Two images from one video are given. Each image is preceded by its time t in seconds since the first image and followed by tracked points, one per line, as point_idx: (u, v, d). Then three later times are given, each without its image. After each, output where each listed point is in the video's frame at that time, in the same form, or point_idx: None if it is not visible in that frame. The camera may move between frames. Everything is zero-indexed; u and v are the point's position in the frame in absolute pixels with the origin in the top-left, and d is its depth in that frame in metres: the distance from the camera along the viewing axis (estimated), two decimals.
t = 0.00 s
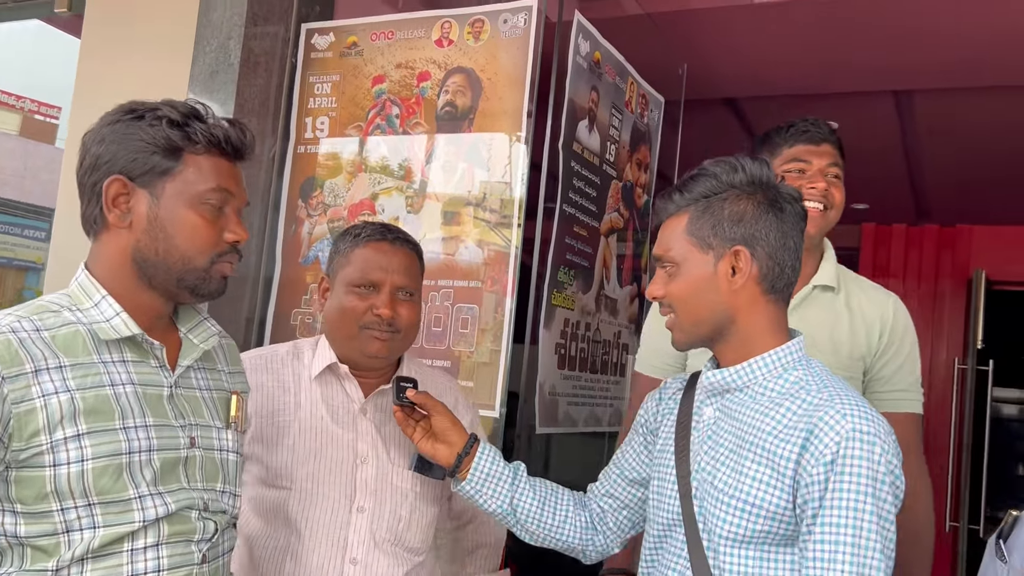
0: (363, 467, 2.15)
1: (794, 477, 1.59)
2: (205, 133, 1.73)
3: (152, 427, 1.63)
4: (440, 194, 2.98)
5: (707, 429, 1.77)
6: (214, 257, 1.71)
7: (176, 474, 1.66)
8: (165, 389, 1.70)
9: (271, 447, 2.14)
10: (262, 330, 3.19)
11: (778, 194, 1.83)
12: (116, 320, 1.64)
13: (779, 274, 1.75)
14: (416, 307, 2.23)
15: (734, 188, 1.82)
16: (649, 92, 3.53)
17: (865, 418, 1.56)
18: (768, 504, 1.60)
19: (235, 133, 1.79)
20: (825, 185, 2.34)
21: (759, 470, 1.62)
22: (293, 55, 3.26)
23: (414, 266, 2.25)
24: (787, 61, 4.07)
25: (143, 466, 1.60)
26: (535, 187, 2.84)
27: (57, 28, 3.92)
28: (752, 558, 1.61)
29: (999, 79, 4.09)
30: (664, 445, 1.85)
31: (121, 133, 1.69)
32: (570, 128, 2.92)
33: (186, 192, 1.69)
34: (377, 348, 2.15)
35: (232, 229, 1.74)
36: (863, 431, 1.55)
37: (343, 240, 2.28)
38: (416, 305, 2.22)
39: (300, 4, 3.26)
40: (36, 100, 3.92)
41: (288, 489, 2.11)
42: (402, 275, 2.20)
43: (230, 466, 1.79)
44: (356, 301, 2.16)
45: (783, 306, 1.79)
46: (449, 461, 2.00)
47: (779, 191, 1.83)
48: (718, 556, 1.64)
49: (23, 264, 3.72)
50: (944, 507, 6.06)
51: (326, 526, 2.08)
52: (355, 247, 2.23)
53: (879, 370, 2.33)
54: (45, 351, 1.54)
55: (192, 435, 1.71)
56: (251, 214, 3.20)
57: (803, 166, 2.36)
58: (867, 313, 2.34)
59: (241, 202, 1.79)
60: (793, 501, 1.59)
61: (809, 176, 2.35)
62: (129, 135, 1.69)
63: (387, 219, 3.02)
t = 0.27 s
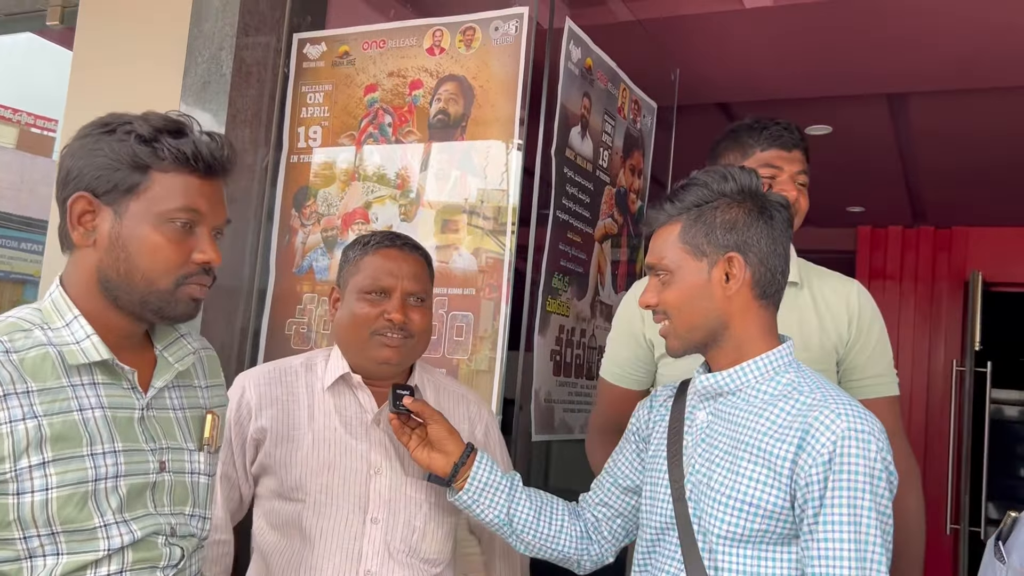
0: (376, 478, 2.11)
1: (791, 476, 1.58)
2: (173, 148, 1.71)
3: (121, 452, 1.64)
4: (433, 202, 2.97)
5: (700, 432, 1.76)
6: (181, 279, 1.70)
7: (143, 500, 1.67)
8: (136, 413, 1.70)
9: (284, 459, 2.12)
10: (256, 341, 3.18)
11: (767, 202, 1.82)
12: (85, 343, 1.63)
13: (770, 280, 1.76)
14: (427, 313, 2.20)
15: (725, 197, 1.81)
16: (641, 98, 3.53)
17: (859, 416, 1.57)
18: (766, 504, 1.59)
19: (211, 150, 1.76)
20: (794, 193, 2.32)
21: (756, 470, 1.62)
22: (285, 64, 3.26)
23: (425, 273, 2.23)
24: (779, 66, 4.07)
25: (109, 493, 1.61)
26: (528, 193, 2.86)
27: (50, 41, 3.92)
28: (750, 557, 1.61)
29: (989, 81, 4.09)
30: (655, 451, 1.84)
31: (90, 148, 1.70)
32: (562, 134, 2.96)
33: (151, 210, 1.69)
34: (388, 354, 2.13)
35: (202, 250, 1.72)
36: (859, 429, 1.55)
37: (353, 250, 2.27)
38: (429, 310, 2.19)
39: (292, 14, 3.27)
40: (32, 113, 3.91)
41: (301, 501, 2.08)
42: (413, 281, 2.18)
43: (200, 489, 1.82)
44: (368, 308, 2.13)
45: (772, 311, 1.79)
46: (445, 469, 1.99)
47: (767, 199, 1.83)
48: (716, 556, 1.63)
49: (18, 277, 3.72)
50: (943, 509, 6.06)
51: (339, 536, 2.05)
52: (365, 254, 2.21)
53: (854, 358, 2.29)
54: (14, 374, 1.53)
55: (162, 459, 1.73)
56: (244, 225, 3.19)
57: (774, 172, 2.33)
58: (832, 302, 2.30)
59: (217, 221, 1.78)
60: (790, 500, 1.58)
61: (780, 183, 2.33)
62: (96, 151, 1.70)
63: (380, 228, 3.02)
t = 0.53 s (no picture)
0: (391, 492, 2.07)
1: (804, 486, 1.57)
2: (152, 163, 1.74)
3: (115, 460, 1.67)
4: (434, 213, 2.97)
5: (711, 442, 1.75)
6: (161, 291, 1.72)
7: (140, 505, 1.71)
8: (129, 421, 1.74)
9: (298, 476, 2.09)
10: (258, 355, 3.17)
11: (775, 211, 1.83)
12: (74, 355, 1.67)
13: (780, 290, 1.76)
14: (442, 327, 2.16)
15: (735, 207, 1.81)
16: (641, 106, 3.53)
17: (871, 427, 1.56)
18: (778, 514, 1.58)
19: (189, 165, 1.79)
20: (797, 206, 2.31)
21: (768, 480, 1.61)
22: (285, 78, 3.27)
23: (436, 284, 2.19)
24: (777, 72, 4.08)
25: (104, 500, 1.64)
26: (530, 204, 2.86)
27: (49, 58, 3.92)
28: (763, 568, 1.60)
29: (988, 85, 4.10)
30: (664, 461, 1.83)
31: (71, 166, 1.74)
32: (563, 143, 2.94)
33: (131, 224, 1.71)
34: (407, 369, 2.09)
35: (182, 262, 1.74)
36: (871, 439, 1.54)
37: (362, 264, 2.21)
38: (443, 322, 2.16)
39: (290, 28, 3.28)
40: (33, 130, 3.90)
41: (314, 518, 2.05)
42: (427, 295, 2.13)
43: (198, 496, 1.85)
44: (384, 324, 2.08)
45: (782, 320, 1.78)
46: (455, 482, 1.96)
47: (775, 209, 1.83)
48: (729, 567, 1.62)
49: (20, 293, 3.72)
50: (949, 513, 6.03)
51: (354, 552, 2.01)
52: (377, 269, 2.15)
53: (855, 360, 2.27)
54: (5, 387, 1.57)
55: (158, 465, 1.76)
56: (245, 239, 3.19)
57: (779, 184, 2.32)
58: (831, 306, 2.29)
59: (198, 235, 1.80)
60: (803, 510, 1.57)
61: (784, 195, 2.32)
62: (77, 168, 1.73)
63: (382, 240, 3.02)
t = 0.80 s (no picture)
0: (392, 494, 2.07)
1: (800, 484, 1.57)
2: (151, 182, 1.75)
3: (118, 458, 1.68)
4: (431, 216, 2.98)
5: (709, 441, 1.75)
6: (160, 301, 1.73)
7: (141, 504, 1.70)
8: (133, 423, 1.74)
9: (298, 480, 2.09)
10: (258, 360, 3.17)
11: (774, 210, 1.81)
12: (80, 359, 1.68)
13: (778, 288, 1.75)
14: (443, 328, 2.17)
15: (733, 206, 1.81)
16: (637, 107, 3.53)
17: (867, 424, 1.56)
18: (775, 512, 1.58)
19: (187, 183, 1.79)
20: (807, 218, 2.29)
21: (765, 478, 1.60)
22: (281, 84, 3.28)
23: (437, 286, 2.19)
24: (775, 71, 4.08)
25: (107, 496, 1.64)
26: (526, 206, 2.86)
27: (46, 67, 3.93)
28: (760, 566, 1.59)
29: (986, 82, 4.09)
30: (664, 460, 1.83)
31: (76, 183, 1.76)
32: (559, 145, 2.92)
33: (131, 240, 1.72)
34: (410, 370, 2.09)
35: (181, 275, 1.74)
36: (867, 436, 1.54)
37: (362, 267, 2.21)
38: (444, 324, 2.16)
39: (286, 33, 3.29)
40: (33, 140, 3.90)
41: (314, 520, 2.05)
42: (428, 296, 2.14)
43: (199, 497, 1.84)
44: (386, 325, 2.09)
45: (781, 318, 1.78)
46: (456, 481, 1.96)
47: (774, 208, 1.82)
48: (726, 565, 1.62)
49: (22, 302, 3.76)
50: (954, 512, 6.02)
51: (355, 554, 2.00)
52: (378, 272, 2.15)
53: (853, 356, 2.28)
54: (12, 387, 1.59)
55: (159, 466, 1.76)
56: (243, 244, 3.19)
57: (794, 197, 2.28)
58: (829, 311, 2.27)
59: (199, 248, 1.80)
60: (799, 508, 1.57)
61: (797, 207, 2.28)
62: (81, 185, 1.75)
63: (379, 244, 3.03)
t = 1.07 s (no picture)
0: (401, 500, 2.09)
1: (807, 487, 1.57)
2: (180, 210, 1.79)
3: (138, 466, 1.73)
4: (436, 222, 2.99)
5: (717, 445, 1.75)
6: (183, 323, 1.76)
7: (156, 512, 1.74)
8: (156, 433, 1.79)
9: (306, 488, 2.08)
10: (267, 368, 3.19)
11: (782, 213, 1.82)
12: (112, 369, 1.75)
13: (785, 291, 1.75)
14: (448, 336, 2.18)
15: (740, 209, 1.81)
16: (641, 110, 3.54)
17: (873, 426, 1.56)
18: (782, 515, 1.59)
19: (216, 213, 1.83)
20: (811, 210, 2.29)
21: (772, 482, 1.61)
22: (286, 93, 3.30)
23: (442, 294, 2.20)
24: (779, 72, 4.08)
25: (125, 500, 1.69)
26: (530, 212, 2.85)
27: (54, 79, 3.97)
28: (769, 569, 1.60)
29: (991, 79, 4.08)
30: (674, 463, 1.84)
31: (113, 211, 1.82)
32: (562, 149, 2.94)
33: (158, 264, 1.76)
34: (415, 378, 2.10)
35: (204, 298, 1.78)
36: (873, 438, 1.54)
37: (369, 275, 2.22)
38: (449, 331, 2.17)
39: (290, 43, 3.31)
40: (43, 149, 3.94)
41: (324, 529, 2.04)
42: (434, 304, 2.15)
43: (212, 510, 1.85)
44: (392, 333, 2.10)
45: (788, 321, 1.78)
46: (468, 485, 1.97)
47: (782, 211, 1.82)
48: (735, 569, 1.63)
49: (34, 312, 3.80)
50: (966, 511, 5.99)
51: (365, 562, 2.01)
52: (385, 280, 2.16)
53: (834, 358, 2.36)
54: (45, 390, 1.67)
55: (176, 477, 1.79)
56: (250, 253, 3.21)
57: (792, 188, 2.28)
58: (833, 315, 2.41)
59: (224, 272, 1.83)
60: (806, 511, 1.57)
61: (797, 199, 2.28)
62: (118, 213, 1.81)
63: (385, 251, 3.04)
